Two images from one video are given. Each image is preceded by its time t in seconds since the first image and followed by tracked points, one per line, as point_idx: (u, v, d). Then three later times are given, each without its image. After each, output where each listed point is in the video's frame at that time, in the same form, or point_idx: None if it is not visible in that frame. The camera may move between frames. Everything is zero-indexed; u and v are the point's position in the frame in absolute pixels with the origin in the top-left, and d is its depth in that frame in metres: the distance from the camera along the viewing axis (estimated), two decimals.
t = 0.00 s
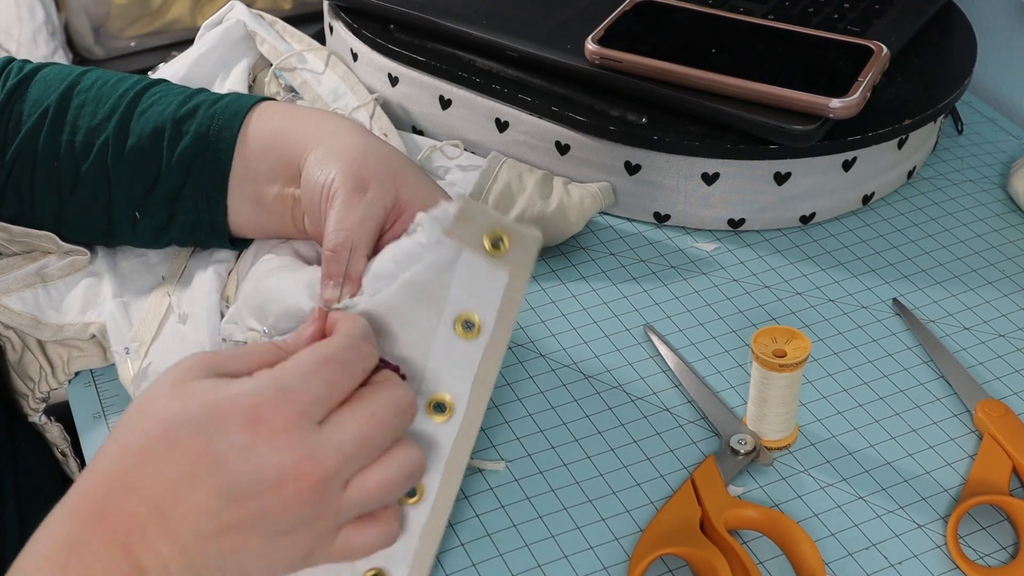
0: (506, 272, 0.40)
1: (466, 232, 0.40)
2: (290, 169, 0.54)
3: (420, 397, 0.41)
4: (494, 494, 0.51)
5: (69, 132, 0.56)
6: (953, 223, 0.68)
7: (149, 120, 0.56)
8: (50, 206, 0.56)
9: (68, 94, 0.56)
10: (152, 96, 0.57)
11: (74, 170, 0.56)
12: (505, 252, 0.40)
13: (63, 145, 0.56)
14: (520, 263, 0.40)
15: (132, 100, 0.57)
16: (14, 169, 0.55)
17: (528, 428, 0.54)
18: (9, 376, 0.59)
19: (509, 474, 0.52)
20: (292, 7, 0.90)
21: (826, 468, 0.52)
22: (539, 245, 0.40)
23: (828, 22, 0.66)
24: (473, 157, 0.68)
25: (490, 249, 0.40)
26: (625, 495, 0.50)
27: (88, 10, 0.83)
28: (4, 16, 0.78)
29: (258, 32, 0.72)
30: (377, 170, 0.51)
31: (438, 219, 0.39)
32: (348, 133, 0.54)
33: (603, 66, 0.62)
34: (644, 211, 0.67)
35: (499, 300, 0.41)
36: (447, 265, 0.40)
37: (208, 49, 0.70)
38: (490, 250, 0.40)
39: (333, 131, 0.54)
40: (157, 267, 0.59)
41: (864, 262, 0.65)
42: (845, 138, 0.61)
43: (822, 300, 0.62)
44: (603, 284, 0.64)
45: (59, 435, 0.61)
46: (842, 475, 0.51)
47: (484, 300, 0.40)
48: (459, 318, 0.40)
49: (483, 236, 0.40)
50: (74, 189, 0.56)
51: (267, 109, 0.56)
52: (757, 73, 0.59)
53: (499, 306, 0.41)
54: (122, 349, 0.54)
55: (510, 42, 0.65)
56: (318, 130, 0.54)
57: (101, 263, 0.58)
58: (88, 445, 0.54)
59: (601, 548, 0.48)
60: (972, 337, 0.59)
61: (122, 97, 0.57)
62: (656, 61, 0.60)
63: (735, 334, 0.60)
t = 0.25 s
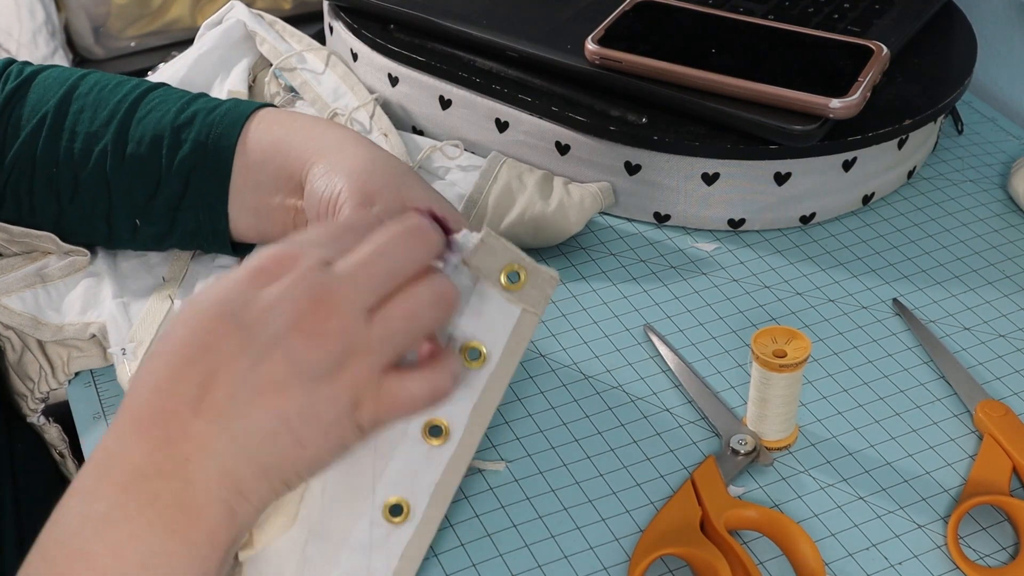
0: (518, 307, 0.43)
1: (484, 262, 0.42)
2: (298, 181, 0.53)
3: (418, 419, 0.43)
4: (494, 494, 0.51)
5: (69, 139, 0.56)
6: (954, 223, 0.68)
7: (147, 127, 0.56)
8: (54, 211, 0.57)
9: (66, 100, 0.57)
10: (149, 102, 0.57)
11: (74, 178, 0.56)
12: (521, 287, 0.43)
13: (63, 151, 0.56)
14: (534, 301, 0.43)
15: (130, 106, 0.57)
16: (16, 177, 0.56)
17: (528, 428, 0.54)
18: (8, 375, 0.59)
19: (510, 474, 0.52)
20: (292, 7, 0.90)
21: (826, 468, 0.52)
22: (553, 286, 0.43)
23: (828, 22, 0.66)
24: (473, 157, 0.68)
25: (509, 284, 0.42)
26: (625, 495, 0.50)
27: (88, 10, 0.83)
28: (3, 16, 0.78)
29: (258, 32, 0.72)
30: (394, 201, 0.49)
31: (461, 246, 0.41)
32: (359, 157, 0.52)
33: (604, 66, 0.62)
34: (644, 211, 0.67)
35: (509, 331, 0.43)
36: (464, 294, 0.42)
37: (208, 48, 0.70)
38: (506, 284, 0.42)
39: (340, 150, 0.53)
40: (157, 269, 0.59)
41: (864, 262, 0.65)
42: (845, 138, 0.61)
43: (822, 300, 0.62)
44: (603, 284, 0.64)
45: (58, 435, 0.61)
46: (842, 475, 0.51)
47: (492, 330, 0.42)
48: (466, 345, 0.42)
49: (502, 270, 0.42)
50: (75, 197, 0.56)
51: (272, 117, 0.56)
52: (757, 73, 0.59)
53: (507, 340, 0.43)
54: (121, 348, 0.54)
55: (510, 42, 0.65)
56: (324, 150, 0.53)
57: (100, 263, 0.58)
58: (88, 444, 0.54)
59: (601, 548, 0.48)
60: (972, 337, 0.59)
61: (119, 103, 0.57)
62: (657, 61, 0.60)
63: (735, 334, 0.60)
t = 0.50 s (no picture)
0: (542, 392, 0.44)
1: (517, 342, 0.44)
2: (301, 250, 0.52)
3: (470, 416, 0.44)
4: (494, 494, 0.51)
5: (58, 167, 0.55)
6: (954, 223, 0.68)
7: (135, 161, 0.55)
8: (49, 233, 0.56)
9: (58, 126, 0.56)
10: (143, 130, 0.56)
11: (64, 205, 0.55)
12: (550, 371, 0.44)
13: (52, 179, 0.55)
14: (560, 386, 0.44)
15: (122, 134, 0.56)
16: (8, 205, 0.55)
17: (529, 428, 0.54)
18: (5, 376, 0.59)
19: (510, 474, 0.52)
20: (292, 6, 0.90)
21: (826, 468, 0.52)
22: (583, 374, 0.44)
23: (828, 22, 0.66)
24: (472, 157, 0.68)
25: (537, 368, 0.44)
26: (625, 495, 0.50)
27: (88, 10, 0.83)
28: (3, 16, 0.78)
29: (261, 32, 0.73)
30: (389, 222, 0.50)
31: (493, 326, 0.43)
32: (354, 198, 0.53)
33: (604, 66, 0.62)
34: (644, 211, 0.67)
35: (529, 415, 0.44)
36: (492, 366, 0.44)
37: (210, 46, 0.70)
38: (536, 367, 0.44)
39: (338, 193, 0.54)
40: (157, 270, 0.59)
41: (864, 262, 0.65)
42: (845, 138, 0.61)
43: (822, 300, 0.62)
44: (603, 284, 0.64)
45: (51, 438, 0.61)
46: (842, 475, 0.51)
47: (515, 404, 0.44)
48: (486, 415, 0.44)
49: (532, 354, 0.44)
50: (66, 223, 0.56)
51: (256, 165, 0.55)
52: (758, 73, 0.59)
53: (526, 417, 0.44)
54: (122, 349, 0.55)
55: (510, 42, 0.65)
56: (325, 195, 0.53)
57: (101, 264, 0.58)
58: (88, 444, 0.54)
59: (601, 548, 0.48)
60: (972, 337, 0.59)
61: (110, 133, 0.56)
62: (657, 61, 0.60)
63: (735, 334, 0.60)
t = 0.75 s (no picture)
0: (566, 395, 0.49)
1: (549, 345, 0.48)
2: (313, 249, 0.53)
3: (499, 414, 0.48)
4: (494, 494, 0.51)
5: (61, 167, 0.55)
6: (954, 223, 0.68)
7: (139, 161, 0.55)
8: (51, 234, 0.56)
9: (60, 127, 0.56)
10: (145, 130, 0.56)
11: (67, 205, 0.56)
12: (576, 378, 0.49)
13: (55, 179, 0.55)
14: (582, 393, 0.49)
15: (124, 135, 0.56)
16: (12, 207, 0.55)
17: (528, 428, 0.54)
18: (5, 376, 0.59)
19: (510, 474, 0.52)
20: (293, 6, 0.90)
21: (826, 468, 0.51)
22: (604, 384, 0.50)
23: (828, 22, 0.66)
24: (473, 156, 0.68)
25: (565, 372, 0.49)
26: (626, 495, 0.50)
27: (88, 9, 0.83)
28: (3, 16, 0.78)
29: (261, 32, 0.73)
30: (412, 226, 0.51)
31: (529, 330, 0.47)
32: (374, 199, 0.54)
33: (604, 66, 0.62)
34: (645, 211, 0.67)
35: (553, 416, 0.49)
36: (523, 366, 0.48)
37: (209, 46, 0.70)
38: (564, 372, 0.49)
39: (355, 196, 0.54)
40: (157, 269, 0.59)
41: (864, 262, 0.65)
42: (845, 138, 0.61)
43: (822, 300, 0.62)
44: (603, 284, 0.64)
45: (49, 439, 0.61)
46: (842, 475, 0.51)
47: (542, 411, 0.49)
48: (511, 416, 0.48)
49: (561, 358, 0.49)
50: (68, 223, 0.56)
51: (260, 167, 0.56)
52: (758, 73, 0.59)
53: (551, 421, 0.49)
54: (132, 348, 0.54)
55: (510, 42, 0.65)
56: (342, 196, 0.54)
57: (102, 264, 0.58)
58: (89, 443, 0.54)
59: (601, 548, 0.48)
60: (972, 337, 0.59)
61: (113, 133, 0.56)
62: (657, 61, 0.60)
63: (735, 334, 0.60)
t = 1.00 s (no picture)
0: (507, 362, 0.44)
1: (479, 314, 0.43)
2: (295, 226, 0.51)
3: (436, 395, 0.44)
4: (494, 494, 0.51)
5: (59, 155, 0.54)
6: (954, 223, 0.68)
7: (134, 143, 0.54)
8: (52, 233, 0.56)
9: (57, 113, 0.55)
10: (139, 112, 0.55)
11: (66, 193, 0.55)
12: (514, 343, 0.43)
13: (53, 166, 0.54)
14: (524, 357, 0.44)
15: (120, 118, 0.55)
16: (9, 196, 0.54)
17: (528, 428, 0.54)
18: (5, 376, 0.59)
19: (510, 475, 0.52)
20: (292, 6, 0.90)
21: (826, 468, 0.51)
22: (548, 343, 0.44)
23: (828, 22, 0.66)
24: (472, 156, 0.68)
25: (500, 338, 0.43)
26: (626, 495, 0.50)
27: (88, 9, 0.83)
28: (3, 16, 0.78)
29: (261, 31, 0.73)
30: (382, 182, 0.46)
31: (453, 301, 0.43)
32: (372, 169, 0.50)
33: (604, 66, 0.62)
34: (645, 211, 0.67)
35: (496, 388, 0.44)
36: (455, 341, 0.43)
37: (209, 46, 0.70)
38: (497, 338, 0.43)
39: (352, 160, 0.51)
40: (157, 269, 0.59)
41: (864, 262, 0.65)
42: (845, 138, 0.61)
43: (822, 300, 0.62)
44: (603, 284, 0.64)
45: (50, 439, 0.61)
46: (842, 475, 0.51)
47: (482, 385, 0.44)
48: (452, 393, 0.44)
49: (493, 323, 0.43)
50: (71, 212, 0.55)
51: (252, 139, 0.54)
52: (758, 73, 0.59)
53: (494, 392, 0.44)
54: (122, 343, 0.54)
55: (510, 42, 0.65)
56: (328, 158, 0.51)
57: (102, 264, 0.58)
58: (88, 444, 0.54)
59: (601, 548, 0.48)
60: (972, 337, 0.59)
61: (108, 117, 0.55)
62: (657, 61, 0.60)
63: (735, 334, 0.60)
